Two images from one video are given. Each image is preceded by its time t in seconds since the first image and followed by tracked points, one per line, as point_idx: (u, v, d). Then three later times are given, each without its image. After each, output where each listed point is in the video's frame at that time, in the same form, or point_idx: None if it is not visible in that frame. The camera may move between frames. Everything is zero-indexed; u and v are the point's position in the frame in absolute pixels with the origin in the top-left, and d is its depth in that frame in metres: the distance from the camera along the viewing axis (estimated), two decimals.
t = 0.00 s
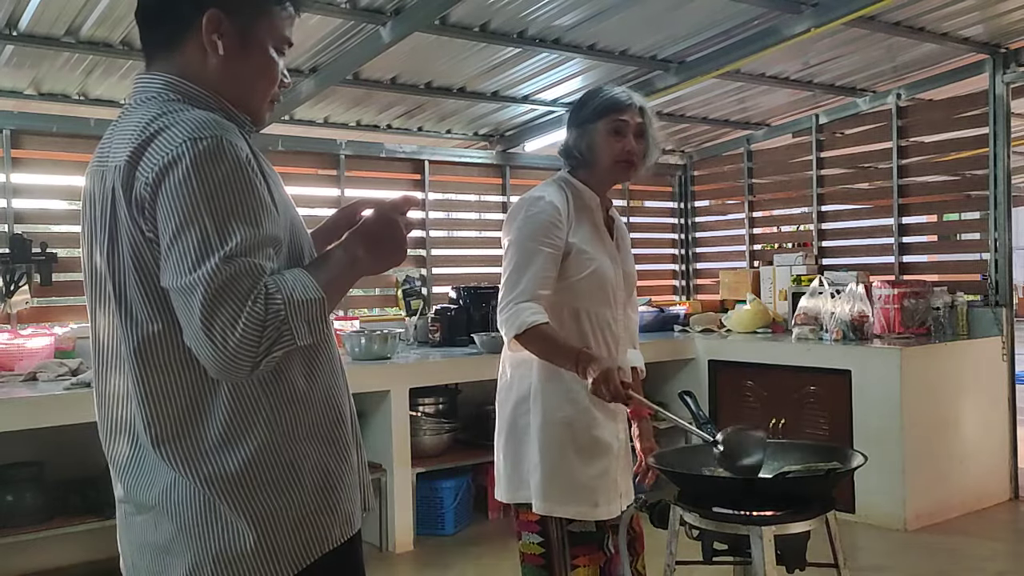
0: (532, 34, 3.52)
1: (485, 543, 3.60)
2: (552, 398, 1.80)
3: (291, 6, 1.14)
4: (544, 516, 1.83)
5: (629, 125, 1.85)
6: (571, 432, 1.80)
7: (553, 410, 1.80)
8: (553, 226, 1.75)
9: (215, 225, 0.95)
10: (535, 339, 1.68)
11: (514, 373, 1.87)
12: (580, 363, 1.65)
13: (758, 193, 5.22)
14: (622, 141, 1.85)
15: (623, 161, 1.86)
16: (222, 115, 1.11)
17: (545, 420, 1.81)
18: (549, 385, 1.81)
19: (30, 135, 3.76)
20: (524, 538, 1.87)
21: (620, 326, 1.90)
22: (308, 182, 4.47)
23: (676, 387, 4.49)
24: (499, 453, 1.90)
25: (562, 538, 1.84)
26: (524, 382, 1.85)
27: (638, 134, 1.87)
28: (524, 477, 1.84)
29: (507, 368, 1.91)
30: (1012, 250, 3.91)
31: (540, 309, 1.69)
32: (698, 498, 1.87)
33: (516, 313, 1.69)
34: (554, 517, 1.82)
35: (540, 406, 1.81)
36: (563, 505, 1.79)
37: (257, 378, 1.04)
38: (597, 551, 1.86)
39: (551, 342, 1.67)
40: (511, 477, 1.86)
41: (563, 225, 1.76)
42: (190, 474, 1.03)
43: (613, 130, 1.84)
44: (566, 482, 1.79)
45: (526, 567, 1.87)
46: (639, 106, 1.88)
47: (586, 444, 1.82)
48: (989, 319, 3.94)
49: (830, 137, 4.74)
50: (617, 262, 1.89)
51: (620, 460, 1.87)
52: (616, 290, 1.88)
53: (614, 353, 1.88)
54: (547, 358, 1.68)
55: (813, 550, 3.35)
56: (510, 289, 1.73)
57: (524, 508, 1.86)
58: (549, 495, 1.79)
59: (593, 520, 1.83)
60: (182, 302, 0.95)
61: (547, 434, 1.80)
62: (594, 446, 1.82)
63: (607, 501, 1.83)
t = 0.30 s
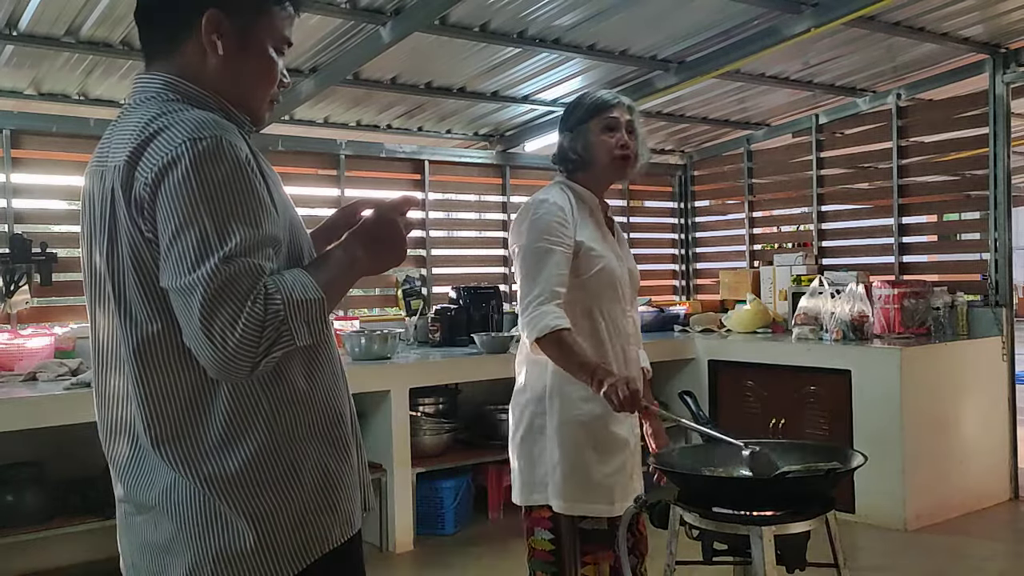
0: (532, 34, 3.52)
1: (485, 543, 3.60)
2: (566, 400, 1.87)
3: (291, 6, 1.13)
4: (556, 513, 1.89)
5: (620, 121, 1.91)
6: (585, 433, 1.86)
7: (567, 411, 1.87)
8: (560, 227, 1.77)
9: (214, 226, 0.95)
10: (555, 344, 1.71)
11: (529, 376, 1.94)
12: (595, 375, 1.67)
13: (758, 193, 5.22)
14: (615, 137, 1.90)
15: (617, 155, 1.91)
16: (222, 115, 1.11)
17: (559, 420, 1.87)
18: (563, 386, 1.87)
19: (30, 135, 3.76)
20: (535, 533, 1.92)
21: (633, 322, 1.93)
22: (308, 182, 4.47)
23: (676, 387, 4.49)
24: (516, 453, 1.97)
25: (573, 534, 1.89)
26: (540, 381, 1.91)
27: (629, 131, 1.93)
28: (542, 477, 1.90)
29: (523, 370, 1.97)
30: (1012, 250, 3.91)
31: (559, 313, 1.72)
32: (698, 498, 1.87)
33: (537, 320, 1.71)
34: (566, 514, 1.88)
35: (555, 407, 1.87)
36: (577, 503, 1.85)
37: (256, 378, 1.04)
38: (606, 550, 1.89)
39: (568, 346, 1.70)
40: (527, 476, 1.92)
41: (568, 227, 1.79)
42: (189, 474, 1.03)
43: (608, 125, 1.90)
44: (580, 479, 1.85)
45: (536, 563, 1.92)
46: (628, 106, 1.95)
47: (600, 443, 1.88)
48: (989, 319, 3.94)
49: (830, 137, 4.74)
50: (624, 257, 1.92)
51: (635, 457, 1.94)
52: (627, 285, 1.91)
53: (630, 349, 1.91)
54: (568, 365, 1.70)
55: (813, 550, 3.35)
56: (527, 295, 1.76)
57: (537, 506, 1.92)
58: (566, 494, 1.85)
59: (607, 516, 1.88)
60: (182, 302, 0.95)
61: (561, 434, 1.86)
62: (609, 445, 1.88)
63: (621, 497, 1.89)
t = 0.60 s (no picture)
0: (532, 34, 3.52)
1: (485, 543, 3.60)
2: (575, 400, 1.88)
3: (290, 5, 1.14)
4: (562, 513, 1.90)
5: (618, 124, 1.92)
6: (593, 433, 1.87)
7: (576, 411, 1.88)
8: (569, 228, 1.78)
9: (213, 226, 0.95)
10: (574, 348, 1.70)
11: (537, 377, 1.95)
12: (609, 388, 1.63)
13: (758, 193, 5.22)
14: (614, 140, 1.91)
15: (617, 158, 1.92)
16: (222, 115, 1.11)
17: (568, 421, 1.88)
18: (569, 386, 1.88)
19: (30, 135, 3.76)
20: (538, 532, 1.94)
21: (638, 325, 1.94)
22: (308, 182, 4.47)
23: (676, 387, 4.49)
24: (525, 454, 1.98)
25: (577, 533, 1.89)
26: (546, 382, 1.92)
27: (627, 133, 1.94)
28: (551, 478, 1.90)
29: (531, 373, 1.98)
30: (1012, 250, 3.91)
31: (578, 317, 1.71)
32: (698, 497, 1.87)
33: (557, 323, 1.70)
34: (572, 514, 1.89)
35: (563, 408, 1.88)
36: (586, 502, 1.86)
37: (255, 378, 1.04)
38: (611, 550, 1.88)
39: (587, 350, 1.69)
40: (535, 477, 1.92)
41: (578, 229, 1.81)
42: (189, 474, 1.03)
43: (607, 128, 1.91)
44: (589, 479, 1.86)
45: (540, 562, 1.93)
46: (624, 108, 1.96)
47: (608, 443, 1.88)
48: (989, 319, 3.94)
49: (830, 137, 4.74)
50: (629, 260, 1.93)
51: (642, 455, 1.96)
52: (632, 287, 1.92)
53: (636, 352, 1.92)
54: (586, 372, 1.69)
55: (813, 550, 3.35)
56: (543, 300, 1.75)
57: (542, 505, 1.92)
58: (577, 494, 1.86)
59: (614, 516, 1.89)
60: (180, 302, 0.95)
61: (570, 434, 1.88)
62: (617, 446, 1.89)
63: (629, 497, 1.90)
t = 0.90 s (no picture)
0: (532, 34, 3.52)
1: (485, 543, 3.60)
2: (575, 401, 1.88)
3: (291, 5, 1.13)
4: (563, 513, 1.90)
5: (622, 126, 1.92)
6: (594, 432, 1.88)
7: (575, 411, 1.88)
8: (572, 229, 1.78)
9: (211, 225, 0.95)
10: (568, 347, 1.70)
11: (538, 377, 1.95)
12: (603, 386, 1.65)
13: (758, 193, 5.22)
14: (616, 142, 1.91)
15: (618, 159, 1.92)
16: (222, 115, 1.11)
17: (568, 421, 1.88)
18: (570, 386, 1.88)
19: (30, 135, 3.76)
20: (539, 532, 1.94)
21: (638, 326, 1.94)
22: (308, 182, 4.47)
23: (676, 387, 4.49)
24: (526, 454, 1.98)
25: (580, 533, 1.89)
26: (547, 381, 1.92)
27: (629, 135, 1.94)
28: (552, 479, 1.90)
29: (532, 373, 1.98)
30: (1012, 250, 3.91)
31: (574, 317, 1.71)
32: (698, 497, 1.87)
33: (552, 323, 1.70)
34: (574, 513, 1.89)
35: (563, 408, 1.88)
36: (588, 501, 1.86)
37: (254, 379, 1.04)
38: (612, 550, 1.88)
39: (582, 349, 1.69)
40: (536, 477, 1.92)
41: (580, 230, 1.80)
42: (187, 475, 1.03)
43: (610, 130, 1.91)
44: (591, 478, 1.86)
45: (540, 561, 1.93)
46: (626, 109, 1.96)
47: (609, 442, 1.89)
48: (989, 319, 3.94)
49: (830, 137, 4.74)
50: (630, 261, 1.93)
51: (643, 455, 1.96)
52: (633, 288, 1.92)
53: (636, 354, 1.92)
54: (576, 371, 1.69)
55: (813, 550, 3.35)
56: (540, 298, 1.75)
57: (542, 505, 1.93)
58: (578, 495, 1.86)
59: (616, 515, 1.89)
60: (179, 303, 0.95)
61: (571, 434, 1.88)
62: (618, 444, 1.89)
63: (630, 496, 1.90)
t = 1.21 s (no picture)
0: (532, 34, 3.52)
1: (485, 543, 3.60)
2: (571, 401, 1.87)
3: (289, 5, 1.13)
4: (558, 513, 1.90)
5: (623, 127, 1.92)
6: (590, 432, 1.87)
7: (570, 411, 1.87)
8: (567, 225, 1.79)
9: (209, 224, 0.95)
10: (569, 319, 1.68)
11: (534, 376, 1.94)
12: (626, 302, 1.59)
13: (758, 193, 5.22)
14: (616, 143, 1.91)
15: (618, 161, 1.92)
16: (219, 114, 1.10)
17: (562, 421, 1.88)
18: (567, 386, 1.87)
19: (30, 135, 3.76)
20: (534, 532, 1.94)
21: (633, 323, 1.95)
22: (308, 182, 4.47)
23: (676, 387, 4.49)
24: (519, 453, 1.98)
25: (576, 534, 1.89)
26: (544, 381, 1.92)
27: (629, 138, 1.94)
28: (547, 479, 1.90)
29: (528, 372, 1.98)
30: (1012, 250, 3.91)
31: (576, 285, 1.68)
32: (698, 497, 1.87)
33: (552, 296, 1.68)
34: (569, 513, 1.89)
35: (558, 408, 1.88)
36: (583, 501, 1.87)
37: (252, 378, 1.04)
38: (608, 550, 1.89)
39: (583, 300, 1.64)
40: (530, 477, 1.92)
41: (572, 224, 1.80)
42: (186, 475, 1.03)
43: (610, 131, 1.91)
44: (586, 478, 1.87)
45: (535, 562, 1.93)
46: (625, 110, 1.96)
47: (606, 442, 1.88)
48: (989, 319, 3.94)
49: (830, 137, 4.74)
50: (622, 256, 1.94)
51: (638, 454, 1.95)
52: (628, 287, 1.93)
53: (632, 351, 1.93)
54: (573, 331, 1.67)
55: (813, 550, 3.35)
56: (537, 287, 1.74)
57: (537, 506, 1.93)
58: (572, 496, 1.86)
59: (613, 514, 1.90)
60: (177, 302, 0.95)
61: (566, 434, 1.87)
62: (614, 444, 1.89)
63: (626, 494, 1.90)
